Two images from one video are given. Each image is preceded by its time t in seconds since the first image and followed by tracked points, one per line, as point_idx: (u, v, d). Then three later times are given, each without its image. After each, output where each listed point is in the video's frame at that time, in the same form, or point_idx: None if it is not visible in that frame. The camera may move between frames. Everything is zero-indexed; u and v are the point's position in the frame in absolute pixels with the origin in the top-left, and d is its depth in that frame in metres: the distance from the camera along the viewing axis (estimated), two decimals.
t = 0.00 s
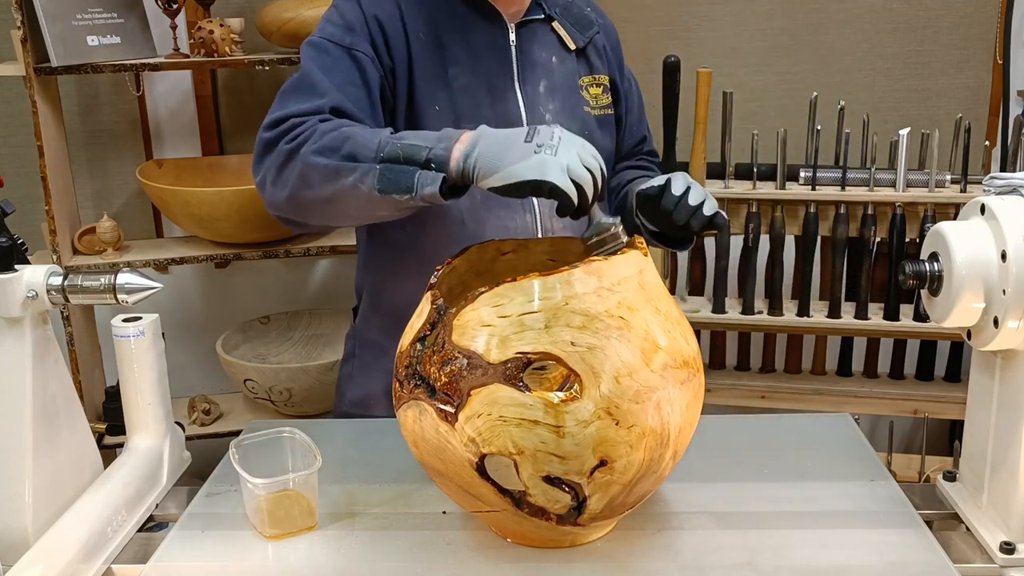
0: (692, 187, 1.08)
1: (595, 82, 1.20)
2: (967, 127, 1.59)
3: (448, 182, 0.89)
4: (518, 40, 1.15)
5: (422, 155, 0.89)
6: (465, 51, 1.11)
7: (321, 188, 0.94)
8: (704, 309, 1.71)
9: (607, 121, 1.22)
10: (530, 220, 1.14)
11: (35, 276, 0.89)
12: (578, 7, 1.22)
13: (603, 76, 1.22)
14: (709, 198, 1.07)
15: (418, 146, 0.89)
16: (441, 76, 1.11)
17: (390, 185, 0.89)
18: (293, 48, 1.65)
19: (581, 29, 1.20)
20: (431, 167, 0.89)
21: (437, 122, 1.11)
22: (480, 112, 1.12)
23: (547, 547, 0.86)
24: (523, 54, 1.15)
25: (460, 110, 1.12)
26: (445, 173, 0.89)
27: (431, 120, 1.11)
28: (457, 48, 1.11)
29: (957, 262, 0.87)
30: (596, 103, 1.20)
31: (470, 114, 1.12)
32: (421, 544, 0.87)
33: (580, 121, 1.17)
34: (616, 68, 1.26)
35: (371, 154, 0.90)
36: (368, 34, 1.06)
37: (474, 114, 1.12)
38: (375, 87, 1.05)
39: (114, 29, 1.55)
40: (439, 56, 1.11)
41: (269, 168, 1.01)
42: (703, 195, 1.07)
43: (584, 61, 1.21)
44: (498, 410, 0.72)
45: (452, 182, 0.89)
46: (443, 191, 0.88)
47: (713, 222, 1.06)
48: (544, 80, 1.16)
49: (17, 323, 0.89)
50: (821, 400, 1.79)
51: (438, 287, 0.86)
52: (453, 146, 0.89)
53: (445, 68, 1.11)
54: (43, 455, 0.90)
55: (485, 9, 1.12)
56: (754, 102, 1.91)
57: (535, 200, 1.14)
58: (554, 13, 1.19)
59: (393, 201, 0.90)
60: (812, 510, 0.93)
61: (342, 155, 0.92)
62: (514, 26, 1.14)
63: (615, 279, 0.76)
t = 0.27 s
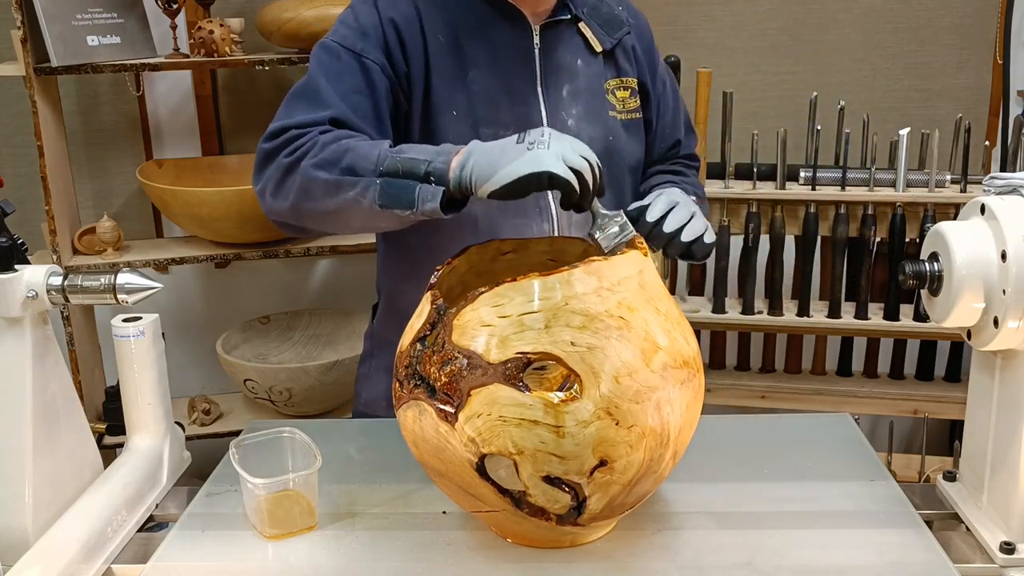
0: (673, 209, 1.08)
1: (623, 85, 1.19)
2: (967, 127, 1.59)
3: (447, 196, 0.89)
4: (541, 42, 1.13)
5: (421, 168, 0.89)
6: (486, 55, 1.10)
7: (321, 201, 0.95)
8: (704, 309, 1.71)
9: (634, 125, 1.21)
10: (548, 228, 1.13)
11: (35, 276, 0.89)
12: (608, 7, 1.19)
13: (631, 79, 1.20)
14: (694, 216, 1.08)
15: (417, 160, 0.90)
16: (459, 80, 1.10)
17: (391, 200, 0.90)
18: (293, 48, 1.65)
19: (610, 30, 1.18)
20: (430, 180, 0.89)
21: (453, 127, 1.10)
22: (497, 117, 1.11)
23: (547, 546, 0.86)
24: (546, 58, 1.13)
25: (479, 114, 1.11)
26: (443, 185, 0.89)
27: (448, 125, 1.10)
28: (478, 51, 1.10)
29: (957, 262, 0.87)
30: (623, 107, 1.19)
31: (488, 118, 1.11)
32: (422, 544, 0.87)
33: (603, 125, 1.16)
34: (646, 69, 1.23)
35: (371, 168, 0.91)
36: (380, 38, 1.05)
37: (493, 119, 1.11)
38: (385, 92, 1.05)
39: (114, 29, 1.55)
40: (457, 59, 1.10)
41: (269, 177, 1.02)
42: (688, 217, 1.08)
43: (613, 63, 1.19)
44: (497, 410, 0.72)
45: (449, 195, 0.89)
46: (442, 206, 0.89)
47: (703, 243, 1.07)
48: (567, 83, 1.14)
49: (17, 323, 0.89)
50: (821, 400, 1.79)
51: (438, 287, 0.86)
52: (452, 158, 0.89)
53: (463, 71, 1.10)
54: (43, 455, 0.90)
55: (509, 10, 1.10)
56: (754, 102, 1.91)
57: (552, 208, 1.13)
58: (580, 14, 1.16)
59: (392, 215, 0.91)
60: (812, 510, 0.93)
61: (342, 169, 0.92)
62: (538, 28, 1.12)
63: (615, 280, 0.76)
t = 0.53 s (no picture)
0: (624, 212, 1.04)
1: (635, 86, 1.16)
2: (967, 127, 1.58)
3: (430, 194, 0.91)
4: (546, 43, 1.11)
5: (405, 168, 0.90)
6: (491, 56, 1.09)
7: (309, 198, 0.96)
8: (704, 309, 1.71)
9: (647, 127, 1.18)
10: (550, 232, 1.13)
11: (35, 276, 0.89)
12: (621, 6, 1.16)
13: (644, 79, 1.17)
14: (649, 216, 1.04)
15: (403, 159, 0.91)
16: (462, 82, 1.09)
17: (376, 200, 0.90)
18: (293, 48, 1.65)
19: (622, 30, 1.15)
20: (415, 180, 0.90)
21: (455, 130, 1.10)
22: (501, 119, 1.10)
23: (546, 546, 0.86)
24: (552, 59, 1.11)
25: (483, 117, 1.10)
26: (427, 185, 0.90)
27: (449, 127, 1.10)
28: (482, 52, 1.09)
29: (957, 262, 0.87)
30: (635, 109, 1.16)
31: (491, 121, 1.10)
32: (422, 544, 0.87)
33: (610, 127, 1.14)
34: (662, 68, 1.20)
35: (358, 168, 0.92)
36: (381, 38, 1.05)
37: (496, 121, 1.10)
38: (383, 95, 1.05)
39: (114, 29, 1.55)
40: (461, 61, 1.09)
41: (262, 176, 1.02)
42: (642, 219, 1.03)
43: (625, 63, 1.16)
44: (497, 410, 0.72)
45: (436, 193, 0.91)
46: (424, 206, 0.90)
47: (660, 244, 1.03)
48: (575, 85, 1.12)
49: (17, 323, 0.89)
50: (821, 400, 1.79)
51: (438, 287, 0.86)
52: (436, 158, 0.90)
53: (467, 73, 1.09)
54: (43, 455, 0.90)
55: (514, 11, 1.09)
56: (754, 102, 1.91)
57: (555, 213, 1.13)
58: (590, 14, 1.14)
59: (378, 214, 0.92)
60: (812, 510, 0.93)
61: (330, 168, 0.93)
62: (543, 29, 1.11)
63: (615, 280, 0.76)
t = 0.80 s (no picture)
0: (621, 208, 1.00)
1: (634, 82, 1.15)
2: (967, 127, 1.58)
3: (423, 189, 0.89)
4: (545, 42, 1.11)
5: (402, 157, 0.89)
6: (491, 55, 1.09)
7: (310, 184, 0.95)
8: (704, 309, 1.71)
9: (647, 124, 1.17)
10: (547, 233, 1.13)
11: (35, 276, 0.89)
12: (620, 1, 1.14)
13: (643, 76, 1.16)
14: (647, 210, 1.00)
15: (402, 148, 0.89)
16: (463, 79, 1.10)
17: (368, 188, 0.89)
18: (293, 48, 1.65)
19: (622, 26, 1.13)
20: (411, 171, 0.89)
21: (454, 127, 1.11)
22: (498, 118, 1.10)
23: (546, 547, 0.86)
24: (549, 59, 1.11)
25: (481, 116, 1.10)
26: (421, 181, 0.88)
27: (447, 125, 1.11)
28: (481, 50, 1.09)
29: (957, 262, 0.87)
30: (634, 105, 1.15)
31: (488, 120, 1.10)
32: (422, 544, 0.87)
33: (608, 126, 1.13)
34: (662, 64, 1.18)
35: (358, 153, 0.91)
36: (391, 31, 1.07)
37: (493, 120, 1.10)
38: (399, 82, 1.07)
39: (114, 29, 1.55)
40: (464, 58, 1.10)
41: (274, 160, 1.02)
42: (639, 213, 0.99)
43: (625, 60, 1.15)
44: (497, 410, 0.72)
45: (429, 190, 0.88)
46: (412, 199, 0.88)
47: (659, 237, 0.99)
48: (572, 84, 1.12)
49: (17, 323, 0.89)
50: (821, 400, 1.79)
51: (438, 287, 0.86)
52: (434, 148, 0.88)
53: (468, 71, 1.10)
54: (43, 455, 0.90)
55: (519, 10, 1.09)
56: (754, 102, 1.91)
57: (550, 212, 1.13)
58: (590, 11, 1.12)
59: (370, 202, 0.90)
60: (812, 510, 0.93)
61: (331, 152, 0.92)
62: (541, 29, 1.10)
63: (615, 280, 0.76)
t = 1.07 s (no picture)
0: (620, 204, 1.01)
1: (623, 78, 1.15)
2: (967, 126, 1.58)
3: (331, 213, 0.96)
4: (532, 38, 1.12)
5: (316, 185, 0.96)
6: (475, 54, 1.11)
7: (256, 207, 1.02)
8: (704, 309, 1.71)
9: (637, 119, 1.16)
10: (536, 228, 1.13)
11: (35, 276, 0.89)
12: None
13: (632, 71, 1.15)
14: (644, 204, 1.01)
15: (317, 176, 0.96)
16: (446, 79, 1.12)
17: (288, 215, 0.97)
18: (293, 48, 1.65)
19: (608, 22, 1.13)
20: (323, 199, 0.96)
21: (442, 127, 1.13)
22: (484, 116, 1.12)
23: (546, 547, 0.86)
24: (536, 55, 1.12)
25: (470, 114, 1.12)
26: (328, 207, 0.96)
27: (433, 125, 1.13)
28: (467, 51, 1.11)
29: (957, 262, 0.87)
30: (623, 101, 1.15)
31: (474, 118, 1.12)
32: (422, 544, 0.87)
33: (597, 121, 1.13)
34: (652, 59, 1.17)
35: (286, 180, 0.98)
36: (367, 39, 1.10)
37: (482, 118, 1.12)
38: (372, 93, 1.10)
39: (114, 29, 1.55)
40: (445, 60, 1.12)
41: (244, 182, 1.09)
42: (637, 208, 1.00)
43: (612, 55, 1.15)
44: (497, 410, 0.72)
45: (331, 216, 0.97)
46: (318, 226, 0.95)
47: (659, 230, 1.00)
48: (559, 79, 1.12)
49: (17, 323, 0.89)
50: (821, 400, 1.79)
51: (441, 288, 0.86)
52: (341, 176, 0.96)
53: (450, 72, 1.12)
54: (43, 455, 0.90)
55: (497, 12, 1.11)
56: (754, 102, 1.91)
57: (541, 208, 1.13)
58: (575, 8, 1.12)
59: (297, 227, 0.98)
60: (811, 510, 0.92)
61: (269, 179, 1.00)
62: (528, 25, 1.12)
63: (615, 280, 0.76)
